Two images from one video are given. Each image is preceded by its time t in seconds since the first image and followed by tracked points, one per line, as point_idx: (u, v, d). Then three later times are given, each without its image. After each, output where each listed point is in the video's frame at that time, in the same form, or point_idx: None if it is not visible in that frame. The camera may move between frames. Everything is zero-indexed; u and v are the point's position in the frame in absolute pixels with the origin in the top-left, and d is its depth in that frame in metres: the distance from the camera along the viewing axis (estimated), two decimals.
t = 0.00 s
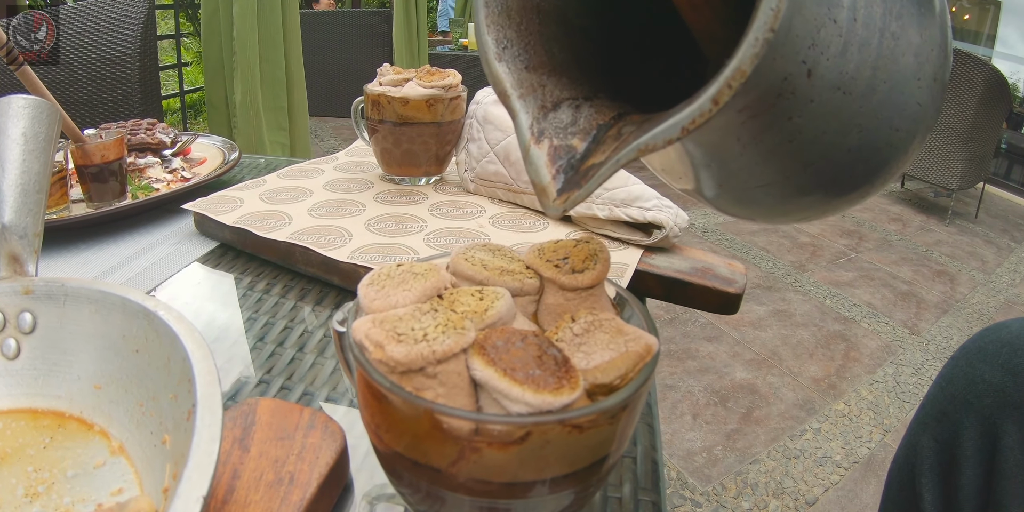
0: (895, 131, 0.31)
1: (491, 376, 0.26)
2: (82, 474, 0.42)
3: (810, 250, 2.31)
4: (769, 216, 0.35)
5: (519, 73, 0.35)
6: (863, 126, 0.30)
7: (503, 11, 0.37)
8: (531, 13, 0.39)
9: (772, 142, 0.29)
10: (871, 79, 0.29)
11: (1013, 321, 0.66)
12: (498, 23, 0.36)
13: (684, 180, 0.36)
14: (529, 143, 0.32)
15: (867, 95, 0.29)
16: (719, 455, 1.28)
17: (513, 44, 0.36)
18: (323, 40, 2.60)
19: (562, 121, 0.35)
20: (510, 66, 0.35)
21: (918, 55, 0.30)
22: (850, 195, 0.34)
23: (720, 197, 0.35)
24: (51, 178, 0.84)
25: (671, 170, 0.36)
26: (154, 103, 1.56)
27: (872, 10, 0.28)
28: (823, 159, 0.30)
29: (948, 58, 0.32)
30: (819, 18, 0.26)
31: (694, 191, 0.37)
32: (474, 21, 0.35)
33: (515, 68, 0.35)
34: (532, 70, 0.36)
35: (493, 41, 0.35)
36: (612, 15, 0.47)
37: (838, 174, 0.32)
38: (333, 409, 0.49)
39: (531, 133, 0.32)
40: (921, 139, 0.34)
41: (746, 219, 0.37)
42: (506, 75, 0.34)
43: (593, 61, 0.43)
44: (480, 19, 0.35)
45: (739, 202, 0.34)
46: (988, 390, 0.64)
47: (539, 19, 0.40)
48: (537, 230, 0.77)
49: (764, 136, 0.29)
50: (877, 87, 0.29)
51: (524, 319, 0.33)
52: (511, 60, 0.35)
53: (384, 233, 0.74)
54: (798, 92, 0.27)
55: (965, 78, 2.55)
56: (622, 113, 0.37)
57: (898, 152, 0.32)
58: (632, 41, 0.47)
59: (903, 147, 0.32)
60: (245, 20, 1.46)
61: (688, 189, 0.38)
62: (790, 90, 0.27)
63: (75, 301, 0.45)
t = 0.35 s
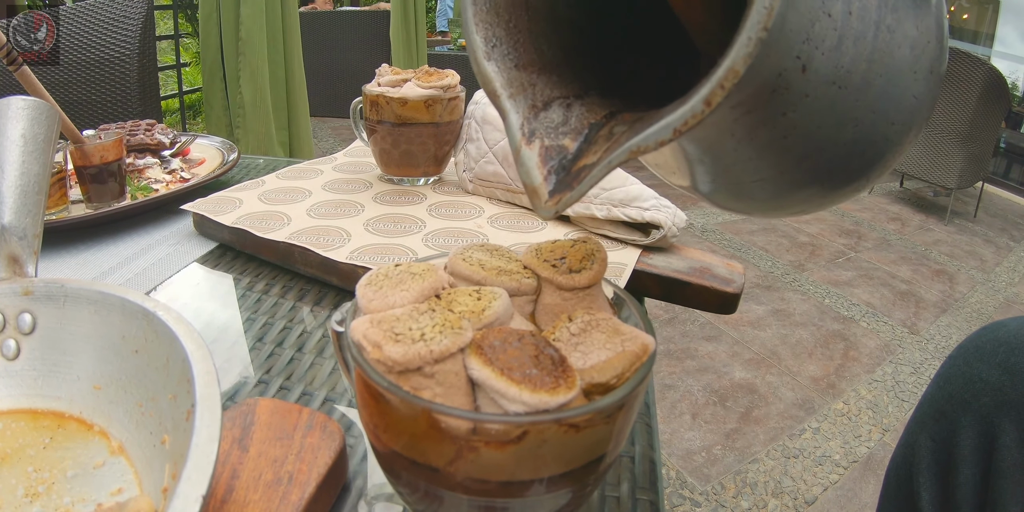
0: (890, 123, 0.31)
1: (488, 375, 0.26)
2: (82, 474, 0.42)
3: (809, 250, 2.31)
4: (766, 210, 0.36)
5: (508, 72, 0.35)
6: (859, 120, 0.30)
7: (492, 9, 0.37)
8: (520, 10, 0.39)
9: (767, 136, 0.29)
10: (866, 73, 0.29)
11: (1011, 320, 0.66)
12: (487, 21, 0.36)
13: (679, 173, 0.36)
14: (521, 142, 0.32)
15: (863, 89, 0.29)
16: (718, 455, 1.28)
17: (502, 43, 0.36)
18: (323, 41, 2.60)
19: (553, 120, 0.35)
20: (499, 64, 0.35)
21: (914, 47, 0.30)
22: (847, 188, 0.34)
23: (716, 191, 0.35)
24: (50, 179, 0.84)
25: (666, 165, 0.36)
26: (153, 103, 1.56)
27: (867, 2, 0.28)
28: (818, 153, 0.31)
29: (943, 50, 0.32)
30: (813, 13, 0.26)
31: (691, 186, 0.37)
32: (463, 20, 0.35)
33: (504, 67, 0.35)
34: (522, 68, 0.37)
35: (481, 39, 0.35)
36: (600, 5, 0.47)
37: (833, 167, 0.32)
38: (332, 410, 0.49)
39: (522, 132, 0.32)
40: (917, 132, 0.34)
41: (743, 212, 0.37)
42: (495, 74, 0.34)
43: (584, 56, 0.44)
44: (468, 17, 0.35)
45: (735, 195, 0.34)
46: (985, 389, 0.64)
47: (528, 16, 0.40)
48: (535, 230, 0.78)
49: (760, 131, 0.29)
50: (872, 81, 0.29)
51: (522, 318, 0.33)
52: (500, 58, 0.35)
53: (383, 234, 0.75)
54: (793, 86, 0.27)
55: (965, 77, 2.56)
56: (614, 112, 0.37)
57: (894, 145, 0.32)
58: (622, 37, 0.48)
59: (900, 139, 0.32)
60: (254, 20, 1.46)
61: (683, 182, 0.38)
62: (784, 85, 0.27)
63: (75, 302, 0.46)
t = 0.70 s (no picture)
0: (892, 119, 0.31)
1: (484, 373, 0.26)
2: (77, 473, 0.42)
3: (808, 249, 2.31)
4: (767, 204, 0.35)
5: (514, 75, 0.35)
6: (862, 116, 0.30)
7: (496, 12, 0.36)
8: (524, 11, 0.39)
9: (771, 134, 0.29)
10: (869, 70, 0.28)
11: (1011, 317, 0.65)
12: (491, 24, 0.36)
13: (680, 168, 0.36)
14: (528, 146, 0.32)
15: (865, 86, 0.29)
16: (717, 454, 1.28)
17: (506, 45, 0.36)
18: (322, 40, 2.60)
19: (560, 123, 0.35)
20: (505, 67, 0.35)
21: (916, 42, 0.29)
22: (849, 181, 0.34)
23: (717, 186, 0.35)
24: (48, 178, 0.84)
25: (670, 161, 0.36)
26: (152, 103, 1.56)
27: None
28: (821, 149, 0.30)
29: (946, 44, 0.32)
30: (816, 12, 0.26)
31: (692, 179, 0.37)
32: (466, 23, 0.35)
33: (510, 69, 0.35)
34: (527, 70, 0.36)
35: (487, 43, 0.35)
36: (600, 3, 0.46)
37: (835, 161, 0.31)
38: (329, 409, 0.48)
39: (529, 137, 0.32)
40: (918, 126, 0.33)
41: (744, 206, 0.37)
42: (502, 78, 0.34)
43: (587, 56, 0.43)
44: (473, 21, 0.35)
45: (736, 189, 0.34)
46: (986, 387, 0.64)
47: (532, 17, 0.39)
48: (534, 228, 0.77)
49: (764, 129, 0.29)
50: (875, 78, 0.29)
51: (519, 316, 0.33)
52: (505, 61, 0.35)
53: (381, 232, 0.74)
54: (796, 86, 0.27)
55: (965, 74, 2.55)
56: (620, 112, 0.37)
57: (896, 140, 0.32)
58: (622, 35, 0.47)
59: (902, 134, 0.32)
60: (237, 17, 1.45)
61: (684, 176, 0.37)
62: (788, 85, 0.27)
63: (71, 301, 0.45)
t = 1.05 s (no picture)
0: (882, 115, 0.31)
1: (482, 370, 0.26)
2: (75, 473, 0.42)
3: (807, 247, 2.31)
4: (762, 195, 0.35)
5: (499, 65, 0.35)
6: (852, 110, 0.30)
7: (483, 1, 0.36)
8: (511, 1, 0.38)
9: (763, 125, 0.29)
10: (859, 65, 0.28)
11: (1010, 315, 0.66)
12: (479, 13, 0.35)
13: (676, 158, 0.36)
14: (513, 138, 0.31)
15: (856, 80, 0.28)
16: (717, 452, 1.28)
17: (492, 36, 0.35)
18: (320, 38, 2.60)
19: (546, 115, 0.34)
20: (491, 57, 0.34)
21: (908, 36, 0.29)
22: (840, 173, 0.34)
23: (710, 176, 0.35)
24: (45, 177, 0.83)
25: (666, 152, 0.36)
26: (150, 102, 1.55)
27: None
28: (811, 142, 0.30)
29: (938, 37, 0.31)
30: (808, 6, 0.25)
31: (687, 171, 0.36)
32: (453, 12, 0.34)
33: (496, 60, 0.35)
34: (514, 61, 0.36)
35: (472, 32, 0.34)
36: None
37: (826, 154, 0.31)
38: (326, 408, 0.48)
39: (516, 129, 0.32)
40: (909, 120, 0.33)
41: (738, 196, 0.37)
42: (487, 67, 0.33)
43: (574, 46, 0.43)
44: (460, 10, 0.34)
45: (732, 180, 0.34)
46: (986, 385, 0.64)
47: (519, 7, 0.39)
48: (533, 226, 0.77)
49: (756, 120, 0.29)
50: (865, 73, 0.28)
51: (517, 314, 0.33)
52: (491, 51, 0.35)
53: (379, 231, 0.74)
54: (786, 79, 0.27)
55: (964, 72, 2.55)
56: (607, 104, 0.37)
57: (886, 133, 0.32)
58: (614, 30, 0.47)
59: (892, 128, 0.32)
60: (229, 17, 1.45)
61: (679, 167, 0.37)
62: (778, 78, 0.27)
63: (68, 299, 0.45)
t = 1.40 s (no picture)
0: (886, 115, 0.31)
1: (476, 375, 0.26)
2: (74, 475, 0.42)
3: (806, 246, 2.31)
4: (765, 197, 0.36)
5: (499, 70, 0.35)
6: (856, 112, 0.30)
7: (483, 6, 0.36)
8: (512, 5, 0.38)
9: (764, 129, 0.29)
10: (861, 66, 0.28)
11: (1007, 317, 0.66)
12: (478, 18, 0.35)
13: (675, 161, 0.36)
14: (514, 143, 0.32)
15: (858, 83, 0.29)
16: (715, 451, 1.28)
17: (492, 40, 0.36)
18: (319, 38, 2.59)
19: (546, 119, 0.35)
20: (491, 62, 0.34)
21: (910, 37, 0.29)
22: (844, 174, 0.34)
23: (712, 178, 0.35)
24: (44, 179, 0.83)
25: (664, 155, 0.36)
26: (150, 103, 1.55)
27: None
28: (813, 145, 0.31)
29: (940, 38, 0.31)
30: (809, 9, 0.26)
31: (687, 172, 0.36)
32: (452, 17, 0.34)
33: (496, 64, 0.35)
34: (513, 66, 0.36)
35: (472, 37, 0.34)
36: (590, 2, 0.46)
37: (829, 155, 0.32)
38: (324, 409, 0.48)
39: (515, 133, 0.32)
40: (911, 122, 0.33)
41: (740, 198, 0.37)
42: (487, 73, 0.33)
43: (575, 48, 0.43)
44: (459, 14, 0.34)
45: (732, 182, 0.34)
46: (983, 387, 0.64)
47: (518, 10, 0.39)
48: (530, 227, 0.77)
49: (756, 124, 0.29)
50: (868, 75, 0.29)
51: (512, 317, 0.33)
52: (491, 56, 0.35)
53: (377, 232, 0.74)
54: (788, 81, 0.27)
55: (963, 70, 2.55)
56: (607, 108, 0.37)
57: (889, 134, 0.32)
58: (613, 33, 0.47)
59: (895, 129, 0.32)
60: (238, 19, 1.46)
61: (677, 169, 0.37)
62: (779, 81, 0.27)
63: (67, 302, 0.45)
